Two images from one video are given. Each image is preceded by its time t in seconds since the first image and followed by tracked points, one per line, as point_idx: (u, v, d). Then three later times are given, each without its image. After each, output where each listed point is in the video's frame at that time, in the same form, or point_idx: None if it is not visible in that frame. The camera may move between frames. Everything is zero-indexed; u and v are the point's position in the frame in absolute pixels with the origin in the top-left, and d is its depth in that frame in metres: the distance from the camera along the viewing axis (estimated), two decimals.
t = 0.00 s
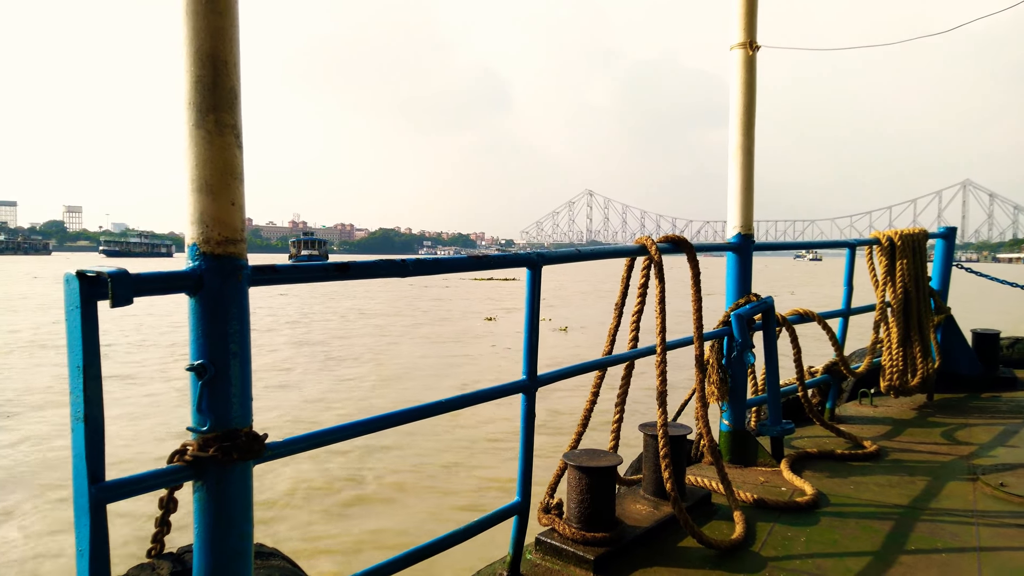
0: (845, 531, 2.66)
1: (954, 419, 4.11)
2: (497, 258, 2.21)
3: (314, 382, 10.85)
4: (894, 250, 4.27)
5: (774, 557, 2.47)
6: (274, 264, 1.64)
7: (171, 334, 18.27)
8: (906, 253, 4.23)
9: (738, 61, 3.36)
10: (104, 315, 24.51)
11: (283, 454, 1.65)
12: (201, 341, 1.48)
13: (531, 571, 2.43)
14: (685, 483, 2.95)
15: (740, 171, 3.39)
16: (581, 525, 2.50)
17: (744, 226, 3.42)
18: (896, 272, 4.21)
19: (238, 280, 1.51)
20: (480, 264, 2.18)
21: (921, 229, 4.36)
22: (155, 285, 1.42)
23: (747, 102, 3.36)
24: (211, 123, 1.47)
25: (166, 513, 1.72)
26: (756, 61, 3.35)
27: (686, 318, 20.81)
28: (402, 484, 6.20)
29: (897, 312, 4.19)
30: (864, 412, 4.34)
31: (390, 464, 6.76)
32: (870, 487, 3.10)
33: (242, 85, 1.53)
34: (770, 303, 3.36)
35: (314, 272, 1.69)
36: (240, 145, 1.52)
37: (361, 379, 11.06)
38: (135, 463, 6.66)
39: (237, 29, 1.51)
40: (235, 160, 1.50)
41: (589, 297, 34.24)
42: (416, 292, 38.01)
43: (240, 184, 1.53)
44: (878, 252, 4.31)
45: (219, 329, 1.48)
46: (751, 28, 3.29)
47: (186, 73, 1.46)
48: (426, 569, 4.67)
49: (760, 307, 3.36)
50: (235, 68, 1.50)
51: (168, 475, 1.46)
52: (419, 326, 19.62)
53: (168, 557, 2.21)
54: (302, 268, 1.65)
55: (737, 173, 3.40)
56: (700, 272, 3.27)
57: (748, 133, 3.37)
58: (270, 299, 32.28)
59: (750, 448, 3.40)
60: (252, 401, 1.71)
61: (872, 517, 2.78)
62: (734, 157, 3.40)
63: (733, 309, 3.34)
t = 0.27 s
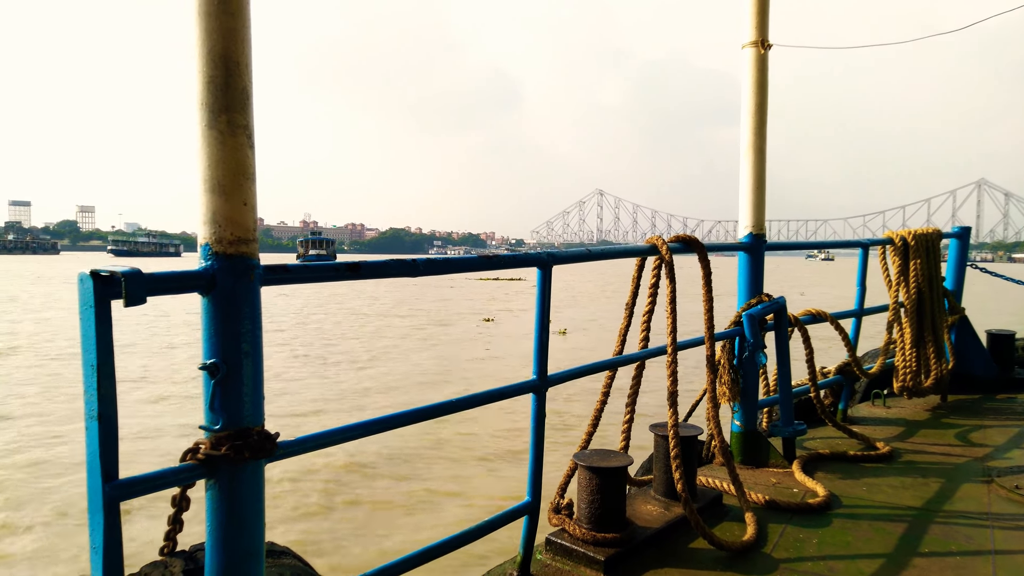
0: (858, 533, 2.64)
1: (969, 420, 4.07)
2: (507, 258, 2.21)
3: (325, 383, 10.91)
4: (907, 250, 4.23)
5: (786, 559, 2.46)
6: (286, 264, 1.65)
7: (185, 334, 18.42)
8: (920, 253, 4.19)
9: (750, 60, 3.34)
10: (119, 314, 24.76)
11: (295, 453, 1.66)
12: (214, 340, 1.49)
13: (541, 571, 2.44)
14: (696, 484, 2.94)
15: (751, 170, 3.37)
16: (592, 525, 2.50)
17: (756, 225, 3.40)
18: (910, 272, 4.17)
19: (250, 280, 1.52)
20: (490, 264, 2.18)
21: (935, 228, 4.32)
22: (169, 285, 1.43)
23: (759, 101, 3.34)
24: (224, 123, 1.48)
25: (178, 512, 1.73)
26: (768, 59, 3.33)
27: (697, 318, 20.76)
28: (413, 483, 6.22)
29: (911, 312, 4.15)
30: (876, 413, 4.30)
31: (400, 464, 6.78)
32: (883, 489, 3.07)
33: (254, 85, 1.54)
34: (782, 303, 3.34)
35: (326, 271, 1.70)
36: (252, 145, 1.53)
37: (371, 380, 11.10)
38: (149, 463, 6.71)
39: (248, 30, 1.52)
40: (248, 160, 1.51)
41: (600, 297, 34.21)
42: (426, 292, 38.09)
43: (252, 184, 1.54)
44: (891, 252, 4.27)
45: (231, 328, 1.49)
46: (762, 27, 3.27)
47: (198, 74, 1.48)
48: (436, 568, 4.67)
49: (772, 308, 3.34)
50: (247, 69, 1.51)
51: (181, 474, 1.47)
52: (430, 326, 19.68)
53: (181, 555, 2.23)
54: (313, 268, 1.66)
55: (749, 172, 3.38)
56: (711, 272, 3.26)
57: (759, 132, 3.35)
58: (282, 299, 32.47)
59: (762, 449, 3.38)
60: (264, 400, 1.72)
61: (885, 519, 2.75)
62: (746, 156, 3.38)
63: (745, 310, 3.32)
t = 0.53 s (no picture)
0: (863, 537, 2.63)
1: (975, 424, 4.05)
2: (513, 261, 2.22)
3: (330, 387, 10.93)
4: (913, 253, 4.21)
5: (791, 563, 2.45)
6: (292, 266, 1.65)
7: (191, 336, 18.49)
8: (926, 257, 4.18)
9: (755, 64, 3.34)
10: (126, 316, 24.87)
11: (300, 455, 1.66)
12: (220, 342, 1.49)
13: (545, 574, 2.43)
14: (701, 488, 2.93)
15: (757, 174, 3.37)
16: (596, 529, 2.50)
17: (761, 229, 3.40)
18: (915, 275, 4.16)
19: (256, 282, 1.52)
20: (495, 267, 2.18)
21: (941, 232, 4.30)
22: (175, 287, 1.44)
23: (764, 105, 3.34)
24: (230, 126, 1.49)
25: (183, 513, 1.74)
26: (773, 63, 3.33)
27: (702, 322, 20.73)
28: (418, 486, 6.22)
29: (917, 316, 4.13)
30: (882, 417, 4.29)
31: (405, 467, 6.78)
32: (889, 493, 3.06)
33: (260, 88, 1.54)
34: (788, 307, 3.34)
35: (332, 274, 1.70)
36: (259, 148, 1.54)
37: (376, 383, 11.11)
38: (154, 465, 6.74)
39: (255, 34, 1.53)
40: (254, 163, 1.52)
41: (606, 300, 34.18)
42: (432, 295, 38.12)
43: (259, 187, 1.54)
44: (897, 255, 4.26)
45: (237, 330, 1.50)
46: (768, 30, 3.27)
47: (205, 77, 1.48)
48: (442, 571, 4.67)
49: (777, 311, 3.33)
50: (254, 72, 1.52)
51: (187, 476, 1.48)
52: (436, 329, 19.71)
53: (186, 557, 2.24)
54: (319, 271, 1.67)
55: (754, 175, 3.38)
56: (716, 275, 3.26)
57: (765, 136, 3.35)
58: (288, 302, 32.56)
59: (767, 453, 3.38)
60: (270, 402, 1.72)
61: (891, 523, 2.74)
62: (751, 160, 3.38)
63: (750, 313, 3.32)
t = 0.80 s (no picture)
0: (885, 542, 2.60)
1: (999, 429, 3.98)
2: (529, 263, 2.22)
3: (347, 387, 11.00)
4: (934, 255, 4.16)
5: (811, 567, 2.43)
6: (310, 268, 1.67)
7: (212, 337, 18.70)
8: (948, 258, 4.12)
9: (774, 64, 3.32)
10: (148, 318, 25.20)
11: (319, 456, 1.68)
12: (239, 344, 1.51)
13: None
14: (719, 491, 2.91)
15: (775, 175, 3.34)
16: (613, 531, 2.49)
17: (780, 230, 3.37)
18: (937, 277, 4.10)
19: (275, 284, 1.54)
20: (512, 269, 2.19)
21: (964, 233, 4.24)
22: (195, 288, 1.45)
23: (782, 105, 3.31)
24: (250, 129, 1.50)
25: (204, 513, 1.76)
26: (792, 63, 3.30)
27: (720, 323, 20.60)
28: (435, 488, 6.24)
29: (939, 318, 4.08)
30: (903, 420, 4.23)
31: (423, 469, 6.80)
32: (910, 497, 3.02)
33: (279, 92, 1.56)
34: (807, 309, 3.31)
35: (350, 276, 1.72)
36: (278, 152, 1.55)
37: (393, 384, 11.16)
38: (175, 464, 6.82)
39: (274, 39, 1.55)
40: (273, 167, 1.54)
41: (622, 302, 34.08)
42: (449, 297, 38.22)
43: (278, 190, 1.56)
44: (918, 257, 4.20)
45: (257, 332, 1.52)
46: (786, 30, 3.25)
47: (226, 82, 1.51)
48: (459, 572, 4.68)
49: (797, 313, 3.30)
50: (273, 76, 1.54)
51: (207, 476, 1.49)
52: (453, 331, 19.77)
53: (206, 555, 2.26)
54: (337, 272, 1.69)
55: (773, 176, 3.35)
56: (735, 277, 3.23)
57: (783, 136, 3.32)
58: (306, 303, 32.81)
59: (786, 456, 3.34)
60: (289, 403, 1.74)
61: (913, 528, 2.71)
62: (769, 161, 3.35)
63: (769, 315, 3.30)
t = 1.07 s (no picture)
0: (893, 541, 2.59)
1: (1008, 428, 3.96)
2: (536, 261, 2.22)
3: (354, 384, 11.02)
4: (944, 253, 4.13)
5: (818, 566, 2.42)
6: (318, 266, 1.67)
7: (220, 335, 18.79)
8: (957, 256, 4.09)
9: (782, 61, 3.30)
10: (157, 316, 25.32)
11: (326, 453, 1.69)
12: (247, 341, 1.52)
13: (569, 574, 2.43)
14: (726, 490, 2.90)
15: (784, 172, 3.32)
16: (620, 529, 2.49)
17: (788, 227, 3.36)
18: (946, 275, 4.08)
19: (283, 282, 1.55)
20: (519, 267, 2.19)
21: (974, 231, 4.21)
22: (203, 286, 1.46)
23: (791, 102, 3.30)
24: (258, 127, 1.51)
25: (212, 510, 1.77)
26: (800, 60, 3.29)
27: (728, 322, 20.54)
28: (442, 485, 6.25)
29: (948, 316, 4.05)
30: (912, 418, 4.21)
31: (430, 466, 6.82)
32: (919, 496, 3.00)
33: (287, 90, 1.57)
34: (815, 307, 3.29)
35: (357, 273, 1.72)
36: (286, 149, 1.56)
37: (400, 381, 11.18)
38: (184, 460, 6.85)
39: (282, 37, 1.55)
40: (281, 165, 1.55)
41: (630, 300, 34.01)
42: (456, 295, 38.24)
43: (286, 188, 1.57)
44: (927, 255, 4.18)
45: (264, 329, 1.52)
46: (795, 27, 3.23)
47: (234, 80, 1.51)
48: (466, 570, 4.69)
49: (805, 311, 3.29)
50: (281, 74, 1.54)
51: (215, 472, 1.50)
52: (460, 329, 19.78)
53: (214, 552, 2.28)
54: (345, 270, 1.69)
55: (781, 174, 3.34)
56: (742, 275, 3.22)
57: (792, 133, 3.31)
58: (314, 301, 32.90)
59: (794, 455, 3.33)
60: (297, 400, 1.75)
61: (921, 527, 2.69)
62: (778, 158, 3.34)
63: (777, 313, 3.28)
